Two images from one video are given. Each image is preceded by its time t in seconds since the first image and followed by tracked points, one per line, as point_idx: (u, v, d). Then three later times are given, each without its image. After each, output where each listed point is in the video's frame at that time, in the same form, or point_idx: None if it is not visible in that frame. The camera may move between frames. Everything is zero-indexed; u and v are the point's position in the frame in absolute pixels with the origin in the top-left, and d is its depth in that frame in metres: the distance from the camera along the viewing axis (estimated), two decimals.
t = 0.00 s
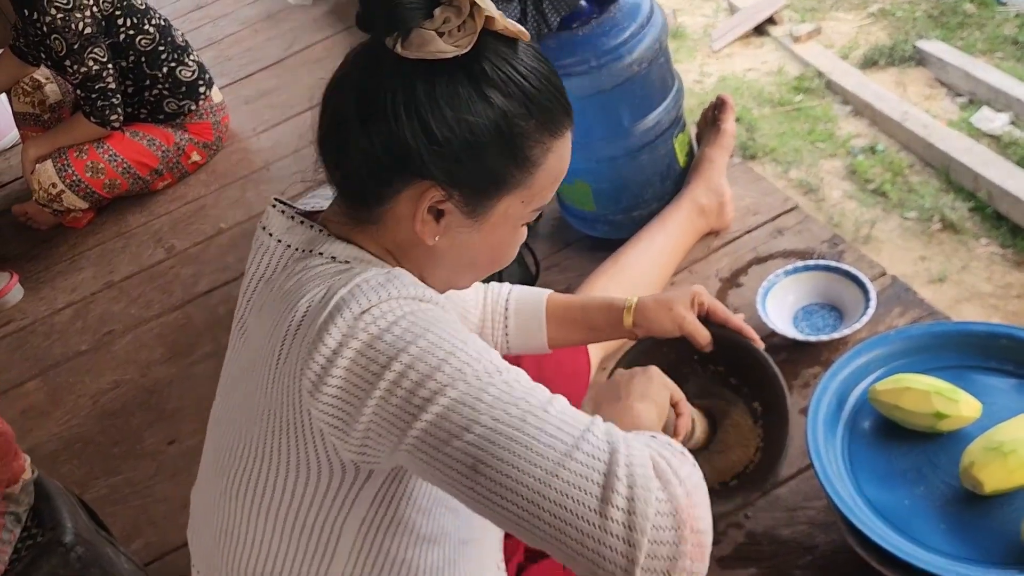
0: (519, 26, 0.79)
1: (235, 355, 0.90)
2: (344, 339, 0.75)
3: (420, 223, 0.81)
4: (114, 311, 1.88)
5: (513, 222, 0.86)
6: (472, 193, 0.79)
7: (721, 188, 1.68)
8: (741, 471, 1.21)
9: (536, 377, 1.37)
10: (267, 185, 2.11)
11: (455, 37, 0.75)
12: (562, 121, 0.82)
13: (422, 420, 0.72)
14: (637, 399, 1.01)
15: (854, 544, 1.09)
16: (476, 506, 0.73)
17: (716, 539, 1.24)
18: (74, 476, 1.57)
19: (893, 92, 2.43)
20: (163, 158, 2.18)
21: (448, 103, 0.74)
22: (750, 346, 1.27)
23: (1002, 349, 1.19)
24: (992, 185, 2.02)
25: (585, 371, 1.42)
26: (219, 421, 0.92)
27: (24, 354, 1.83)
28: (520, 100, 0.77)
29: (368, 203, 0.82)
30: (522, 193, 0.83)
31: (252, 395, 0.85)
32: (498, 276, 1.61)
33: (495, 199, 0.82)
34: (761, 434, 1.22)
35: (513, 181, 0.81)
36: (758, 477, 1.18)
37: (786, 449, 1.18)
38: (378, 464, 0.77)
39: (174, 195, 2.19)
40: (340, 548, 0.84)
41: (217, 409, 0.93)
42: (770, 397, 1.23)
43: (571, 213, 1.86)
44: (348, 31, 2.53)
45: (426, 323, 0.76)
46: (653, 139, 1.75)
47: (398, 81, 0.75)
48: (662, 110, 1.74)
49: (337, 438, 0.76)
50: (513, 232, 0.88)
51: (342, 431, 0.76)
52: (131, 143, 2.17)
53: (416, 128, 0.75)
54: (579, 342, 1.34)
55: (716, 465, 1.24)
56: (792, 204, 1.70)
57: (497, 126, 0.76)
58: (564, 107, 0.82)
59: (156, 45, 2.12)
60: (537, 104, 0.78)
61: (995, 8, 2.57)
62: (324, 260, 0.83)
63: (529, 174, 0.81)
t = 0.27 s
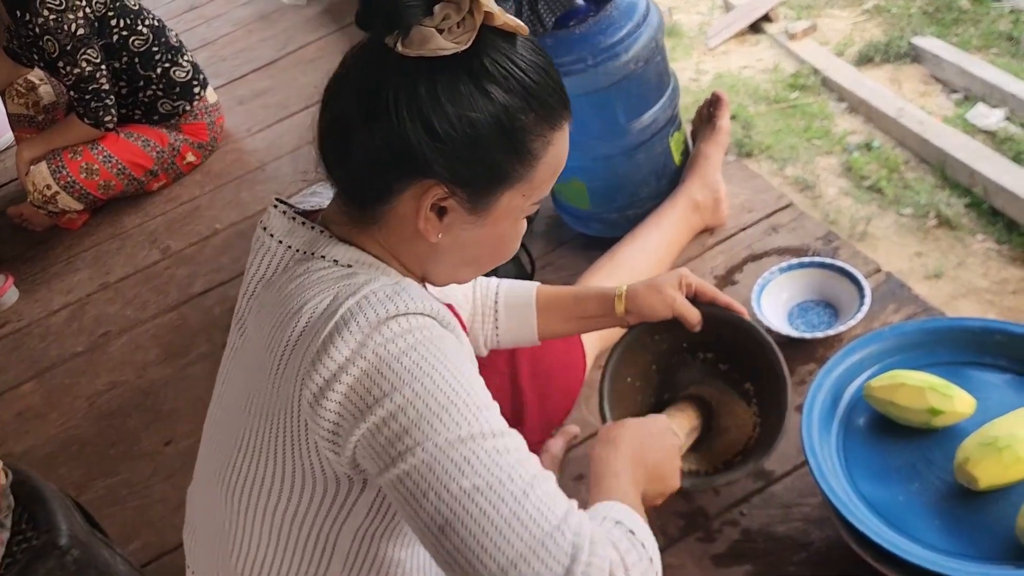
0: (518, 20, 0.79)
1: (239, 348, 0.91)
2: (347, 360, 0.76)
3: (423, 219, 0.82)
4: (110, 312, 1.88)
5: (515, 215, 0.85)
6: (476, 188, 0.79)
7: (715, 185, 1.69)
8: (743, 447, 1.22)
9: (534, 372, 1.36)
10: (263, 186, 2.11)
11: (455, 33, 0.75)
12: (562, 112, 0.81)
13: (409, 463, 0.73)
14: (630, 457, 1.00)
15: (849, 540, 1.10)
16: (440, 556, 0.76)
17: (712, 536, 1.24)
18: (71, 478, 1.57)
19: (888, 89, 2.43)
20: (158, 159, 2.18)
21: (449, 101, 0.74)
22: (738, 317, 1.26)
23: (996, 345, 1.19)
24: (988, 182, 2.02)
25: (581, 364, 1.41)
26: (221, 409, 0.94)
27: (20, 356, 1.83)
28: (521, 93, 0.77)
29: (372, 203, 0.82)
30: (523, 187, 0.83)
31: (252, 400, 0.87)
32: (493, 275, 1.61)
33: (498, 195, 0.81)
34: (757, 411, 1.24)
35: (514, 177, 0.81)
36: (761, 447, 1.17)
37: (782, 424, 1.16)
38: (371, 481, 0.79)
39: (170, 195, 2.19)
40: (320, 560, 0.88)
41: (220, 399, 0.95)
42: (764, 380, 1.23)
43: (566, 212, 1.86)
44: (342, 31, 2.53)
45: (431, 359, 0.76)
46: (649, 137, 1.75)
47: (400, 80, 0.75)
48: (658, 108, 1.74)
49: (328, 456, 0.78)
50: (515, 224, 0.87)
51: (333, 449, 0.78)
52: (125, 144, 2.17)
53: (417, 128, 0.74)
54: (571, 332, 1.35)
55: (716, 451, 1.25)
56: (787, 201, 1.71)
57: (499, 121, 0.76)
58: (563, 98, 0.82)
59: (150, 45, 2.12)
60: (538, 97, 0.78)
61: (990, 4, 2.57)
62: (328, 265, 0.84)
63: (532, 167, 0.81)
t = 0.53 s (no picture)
0: (404, 18, 0.76)
1: (171, 393, 0.92)
2: (257, 406, 0.77)
3: (342, 248, 0.83)
4: (104, 312, 1.88)
5: (439, 228, 0.85)
6: (387, 210, 0.80)
7: (706, 183, 1.70)
8: (733, 466, 1.23)
9: (529, 379, 1.37)
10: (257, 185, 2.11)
11: (334, 50, 0.74)
12: (469, 111, 0.81)
13: (336, 502, 0.75)
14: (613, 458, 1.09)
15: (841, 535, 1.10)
16: None
17: (705, 532, 1.25)
18: (66, 478, 1.57)
19: (881, 86, 2.44)
20: (151, 159, 2.18)
21: (339, 127, 0.74)
22: (733, 338, 1.24)
23: (986, 340, 1.20)
24: (981, 177, 2.03)
25: (575, 371, 1.42)
26: (163, 457, 0.95)
27: (15, 357, 1.83)
28: (417, 105, 0.76)
29: (284, 234, 0.83)
30: (443, 197, 0.83)
31: (183, 446, 0.87)
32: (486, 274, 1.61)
33: (413, 212, 0.82)
34: (751, 425, 1.23)
35: (427, 190, 0.81)
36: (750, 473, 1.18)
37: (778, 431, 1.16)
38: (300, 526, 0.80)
39: (163, 196, 2.19)
40: None
41: (161, 447, 0.95)
42: (756, 394, 1.22)
43: (559, 210, 1.88)
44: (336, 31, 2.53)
45: (341, 395, 0.77)
46: (641, 135, 1.75)
47: (287, 112, 0.75)
48: (649, 106, 1.75)
49: (256, 503, 0.79)
50: (444, 236, 0.87)
51: (260, 497, 0.78)
52: (117, 144, 2.16)
53: (313, 161, 0.75)
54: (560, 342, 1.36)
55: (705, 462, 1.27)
56: (779, 198, 1.71)
57: (400, 140, 0.76)
58: (469, 96, 0.81)
59: (142, 45, 2.11)
60: (437, 104, 0.77)
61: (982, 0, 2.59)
62: (248, 301, 0.85)
63: (446, 176, 0.81)
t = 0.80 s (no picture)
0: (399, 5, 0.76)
1: (181, 376, 0.92)
2: (266, 379, 0.77)
3: (359, 235, 0.83)
4: (98, 312, 1.88)
5: (454, 208, 0.85)
6: (400, 195, 0.80)
7: (700, 179, 1.70)
8: (729, 461, 1.23)
9: (524, 376, 1.37)
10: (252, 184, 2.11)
11: (333, 43, 0.73)
12: (473, 94, 0.80)
13: (349, 472, 0.75)
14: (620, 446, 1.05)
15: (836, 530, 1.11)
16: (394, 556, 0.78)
17: (701, 528, 1.25)
18: (62, 478, 1.57)
19: (874, 82, 2.44)
20: (145, 159, 2.18)
21: (345, 117, 0.74)
22: (732, 334, 1.25)
23: (979, 335, 1.21)
24: (974, 173, 2.04)
25: (570, 367, 1.42)
26: (173, 440, 0.95)
27: (9, 357, 1.82)
28: (420, 90, 0.76)
29: (295, 227, 0.83)
30: (454, 177, 0.82)
31: (192, 426, 0.87)
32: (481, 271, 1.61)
33: (425, 193, 0.81)
34: (749, 422, 1.23)
35: (435, 173, 0.80)
36: (749, 465, 1.18)
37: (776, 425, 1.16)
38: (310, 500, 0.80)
39: (157, 195, 2.19)
40: None
41: (172, 431, 0.96)
42: (754, 388, 1.23)
43: (552, 207, 1.88)
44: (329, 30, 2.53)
45: (349, 367, 0.78)
46: (633, 132, 1.76)
47: (291, 104, 0.75)
48: (642, 102, 1.75)
49: (264, 478, 0.79)
50: (458, 216, 0.87)
51: (268, 471, 0.78)
52: (111, 143, 2.16)
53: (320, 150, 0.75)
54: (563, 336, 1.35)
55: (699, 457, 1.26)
56: (772, 194, 1.72)
57: (405, 126, 0.76)
58: (472, 79, 0.80)
59: (136, 44, 2.11)
60: (439, 88, 0.77)
61: None
62: (260, 283, 0.85)
63: (453, 158, 0.81)
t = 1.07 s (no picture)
0: None
1: (175, 365, 0.92)
2: (264, 377, 0.78)
3: (353, 222, 0.83)
4: (93, 311, 1.87)
5: (448, 196, 0.85)
6: (395, 180, 0.80)
7: (694, 175, 1.71)
8: (722, 446, 1.24)
9: (521, 370, 1.37)
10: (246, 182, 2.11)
11: (333, 27, 0.74)
12: (469, 82, 0.81)
13: (333, 483, 0.77)
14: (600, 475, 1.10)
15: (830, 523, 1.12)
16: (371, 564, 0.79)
17: (695, 521, 1.26)
18: (57, 477, 1.57)
19: (866, 79, 2.46)
20: (139, 157, 2.18)
21: (344, 103, 0.75)
22: (721, 315, 1.26)
23: (971, 328, 1.21)
24: (965, 169, 2.05)
25: (567, 361, 1.43)
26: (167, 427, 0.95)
27: (4, 357, 1.82)
28: (418, 77, 0.77)
29: (293, 214, 0.83)
30: (448, 165, 0.83)
31: (187, 417, 0.88)
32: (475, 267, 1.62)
33: (421, 179, 0.82)
34: (739, 407, 1.24)
35: (432, 160, 0.81)
36: (741, 446, 1.18)
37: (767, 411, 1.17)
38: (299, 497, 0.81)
39: (151, 194, 2.19)
40: None
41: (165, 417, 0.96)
42: (745, 372, 1.23)
43: (545, 204, 1.89)
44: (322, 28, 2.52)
45: (348, 372, 0.78)
46: (624, 127, 1.76)
47: (291, 91, 0.76)
48: (631, 97, 1.76)
49: (254, 472, 0.80)
50: (451, 206, 0.86)
51: (258, 466, 0.80)
52: (104, 142, 2.17)
53: (320, 138, 0.76)
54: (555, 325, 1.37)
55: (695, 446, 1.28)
56: (765, 190, 1.73)
57: (404, 112, 0.77)
58: (468, 68, 0.81)
59: (129, 43, 2.11)
60: (436, 74, 0.78)
61: None
62: (257, 275, 0.85)
63: (449, 144, 0.81)
